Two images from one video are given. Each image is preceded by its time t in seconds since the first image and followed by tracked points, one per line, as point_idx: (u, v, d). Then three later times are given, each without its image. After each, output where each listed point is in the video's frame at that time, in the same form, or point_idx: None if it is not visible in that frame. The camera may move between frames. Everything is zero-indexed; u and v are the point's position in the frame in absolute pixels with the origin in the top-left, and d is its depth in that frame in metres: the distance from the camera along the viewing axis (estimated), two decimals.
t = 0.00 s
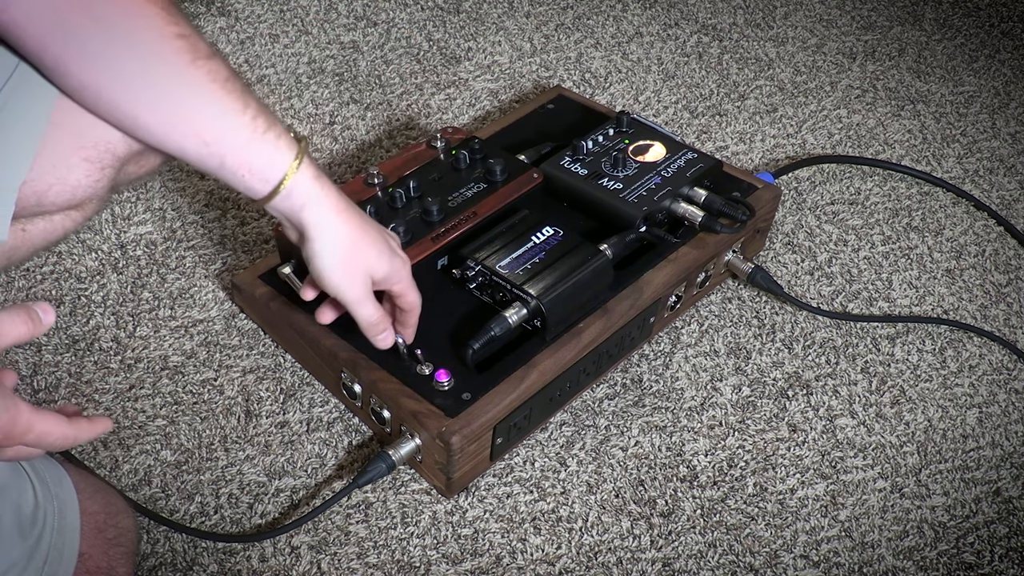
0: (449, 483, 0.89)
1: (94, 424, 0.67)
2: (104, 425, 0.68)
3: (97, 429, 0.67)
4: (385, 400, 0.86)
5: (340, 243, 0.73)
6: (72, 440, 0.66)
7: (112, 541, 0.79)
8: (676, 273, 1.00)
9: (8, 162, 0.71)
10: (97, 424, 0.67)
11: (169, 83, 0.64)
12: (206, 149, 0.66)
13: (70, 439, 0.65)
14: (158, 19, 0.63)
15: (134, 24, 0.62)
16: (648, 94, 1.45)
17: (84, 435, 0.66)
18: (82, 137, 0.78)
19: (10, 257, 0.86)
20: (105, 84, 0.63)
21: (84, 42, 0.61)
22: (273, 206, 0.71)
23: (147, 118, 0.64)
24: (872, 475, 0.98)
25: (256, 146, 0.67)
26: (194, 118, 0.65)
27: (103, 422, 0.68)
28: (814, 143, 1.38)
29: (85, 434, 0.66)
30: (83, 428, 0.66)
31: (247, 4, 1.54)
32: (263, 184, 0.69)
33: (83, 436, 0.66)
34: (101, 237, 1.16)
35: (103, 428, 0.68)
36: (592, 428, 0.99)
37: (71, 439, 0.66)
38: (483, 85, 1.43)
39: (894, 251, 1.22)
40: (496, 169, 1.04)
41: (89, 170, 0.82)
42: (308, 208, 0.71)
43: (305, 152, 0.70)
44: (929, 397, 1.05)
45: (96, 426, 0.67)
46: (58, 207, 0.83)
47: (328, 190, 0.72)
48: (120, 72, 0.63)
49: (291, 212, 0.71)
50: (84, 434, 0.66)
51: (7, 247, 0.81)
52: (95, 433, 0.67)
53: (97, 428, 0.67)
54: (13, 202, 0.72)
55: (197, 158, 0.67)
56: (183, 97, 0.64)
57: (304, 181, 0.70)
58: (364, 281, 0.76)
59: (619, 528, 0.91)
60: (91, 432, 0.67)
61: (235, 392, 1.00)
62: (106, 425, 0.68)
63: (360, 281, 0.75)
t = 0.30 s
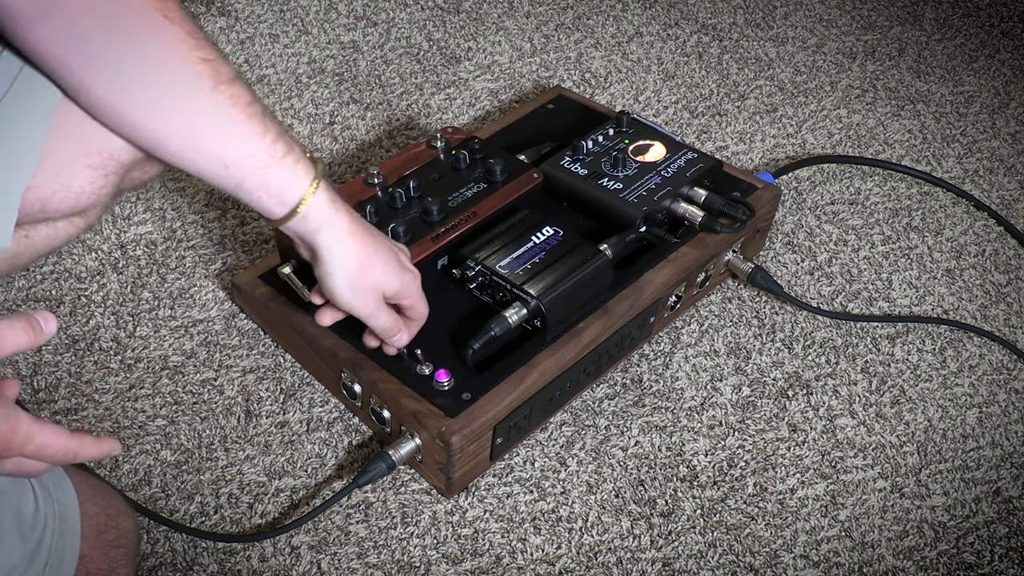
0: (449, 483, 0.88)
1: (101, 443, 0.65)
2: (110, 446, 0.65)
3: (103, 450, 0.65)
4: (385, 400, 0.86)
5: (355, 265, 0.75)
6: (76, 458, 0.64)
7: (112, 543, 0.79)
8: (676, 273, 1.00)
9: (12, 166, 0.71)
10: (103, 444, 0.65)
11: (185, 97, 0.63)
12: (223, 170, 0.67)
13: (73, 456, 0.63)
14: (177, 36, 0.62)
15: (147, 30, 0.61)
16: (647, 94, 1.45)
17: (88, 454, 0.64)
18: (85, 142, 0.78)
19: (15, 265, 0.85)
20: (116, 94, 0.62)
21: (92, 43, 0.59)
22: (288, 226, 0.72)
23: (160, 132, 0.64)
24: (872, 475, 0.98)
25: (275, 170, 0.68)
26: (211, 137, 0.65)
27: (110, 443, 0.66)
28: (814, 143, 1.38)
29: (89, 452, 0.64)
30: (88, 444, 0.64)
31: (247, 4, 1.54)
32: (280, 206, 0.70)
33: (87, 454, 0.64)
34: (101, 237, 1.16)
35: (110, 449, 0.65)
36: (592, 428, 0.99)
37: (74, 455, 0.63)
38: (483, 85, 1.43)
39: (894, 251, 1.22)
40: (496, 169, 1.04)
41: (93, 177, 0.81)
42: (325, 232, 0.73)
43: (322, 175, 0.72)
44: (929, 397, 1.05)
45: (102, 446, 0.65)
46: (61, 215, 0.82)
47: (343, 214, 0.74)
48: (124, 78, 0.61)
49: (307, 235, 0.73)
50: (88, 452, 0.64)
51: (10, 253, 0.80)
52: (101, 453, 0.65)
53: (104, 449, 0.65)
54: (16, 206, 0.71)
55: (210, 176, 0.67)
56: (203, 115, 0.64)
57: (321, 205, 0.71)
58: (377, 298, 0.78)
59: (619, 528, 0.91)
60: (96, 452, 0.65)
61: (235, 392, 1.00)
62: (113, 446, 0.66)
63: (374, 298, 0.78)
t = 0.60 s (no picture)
0: (449, 483, 0.88)
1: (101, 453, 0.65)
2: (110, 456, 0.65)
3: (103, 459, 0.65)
4: (385, 400, 0.86)
5: (363, 270, 0.76)
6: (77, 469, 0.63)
7: (113, 544, 0.80)
8: (676, 273, 1.00)
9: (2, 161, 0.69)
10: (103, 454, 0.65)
11: (206, 99, 0.63)
12: (239, 172, 0.67)
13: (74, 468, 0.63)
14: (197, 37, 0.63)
15: (171, 31, 0.61)
16: (647, 94, 1.45)
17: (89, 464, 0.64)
18: (80, 138, 0.79)
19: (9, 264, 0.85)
20: (134, 92, 0.62)
21: (115, 43, 0.59)
22: (298, 229, 0.73)
23: (176, 130, 0.64)
24: (872, 475, 0.98)
25: (291, 174, 0.69)
26: (229, 139, 0.65)
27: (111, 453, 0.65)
28: (814, 143, 1.38)
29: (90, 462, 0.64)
30: (90, 455, 0.63)
31: (247, 4, 1.54)
32: (294, 210, 0.71)
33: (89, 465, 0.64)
34: (101, 237, 1.16)
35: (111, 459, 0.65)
36: (592, 428, 0.99)
37: (76, 467, 0.63)
38: (483, 85, 1.43)
39: (894, 251, 1.22)
40: (496, 169, 1.04)
41: (85, 172, 0.81)
42: (336, 237, 0.73)
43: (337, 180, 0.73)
44: (929, 397, 1.05)
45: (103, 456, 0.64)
46: (54, 211, 0.82)
47: (355, 220, 0.74)
48: (143, 75, 0.61)
49: (318, 239, 0.74)
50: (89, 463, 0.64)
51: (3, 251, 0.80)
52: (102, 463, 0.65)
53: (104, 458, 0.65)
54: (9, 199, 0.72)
55: (225, 177, 0.67)
56: (223, 116, 0.64)
57: (335, 210, 0.72)
58: (382, 303, 0.79)
59: (619, 528, 0.91)
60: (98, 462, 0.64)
61: (235, 392, 1.00)
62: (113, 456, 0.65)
63: (379, 302, 0.79)
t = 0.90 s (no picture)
0: (451, 471, 0.88)
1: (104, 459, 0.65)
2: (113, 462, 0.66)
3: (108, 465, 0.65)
4: (388, 386, 0.86)
5: (364, 251, 0.74)
6: (81, 476, 0.64)
7: (114, 545, 0.82)
8: (680, 267, 1.00)
9: None
10: (108, 460, 0.65)
11: (197, 80, 0.64)
12: (236, 153, 0.66)
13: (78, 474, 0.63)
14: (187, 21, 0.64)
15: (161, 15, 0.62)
16: (647, 94, 1.44)
17: (93, 471, 0.64)
18: (72, 131, 0.79)
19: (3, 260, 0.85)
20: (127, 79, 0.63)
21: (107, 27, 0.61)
22: (300, 210, 0.71)
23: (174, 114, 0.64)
24: (872, 475, 0.98)
25: (289, 151, 0.68)
26: (224, 120, 0.65)
27: (114, 460, 0.66)
28: (814, 143, 1.38)
29: (94, 468, 0.64)
30: (93, 462, 0.64)
31: (247, 4, 1.54)
32: (294, 189, 0.70)
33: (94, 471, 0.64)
34: (101, 237, 1.16)
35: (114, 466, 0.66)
36: (592, 428, 0.99)
37: (79, 473, 0.63)
38: (483, 85, 1.43)
39: (894, 251, 1.22)
40: (500, 162, 1.04)
41: (79, 164, 0.81)
42: (338, 215, 0.72)
43: (336, 158, 0.71)
44: (929, 397, 1.05)
45: (108, 462, 0.65)
46: (46, 204, 0.82)
47: (356, 199, 0.73)
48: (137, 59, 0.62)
49: (320, 219, 0.72)
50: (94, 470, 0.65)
51: None
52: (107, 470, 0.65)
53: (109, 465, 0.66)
54: None
55: (223, 161, 0.67)
56: (214, 95, 0.64)
57: (335, 187, 0.71)
58: (385, 284, 0.77)
59: (619, 528, 0.91)
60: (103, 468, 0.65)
61: (235, 392, 1.00)
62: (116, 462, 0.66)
63: (382, 285, 0.77)
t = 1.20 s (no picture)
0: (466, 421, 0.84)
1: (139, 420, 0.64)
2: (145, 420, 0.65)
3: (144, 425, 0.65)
4: (407, 327, 0.81)
5: (377, 186, 0.74)
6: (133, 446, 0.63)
7: (116, 544, 0.81)
8: (695, 243, 0.98)
9: None
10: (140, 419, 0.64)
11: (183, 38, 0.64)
12: (240, 101, 0.67)
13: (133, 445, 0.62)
14: None
15: None
16: (647, 94, 1.44)
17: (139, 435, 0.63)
18: (65, 115, 0.79)
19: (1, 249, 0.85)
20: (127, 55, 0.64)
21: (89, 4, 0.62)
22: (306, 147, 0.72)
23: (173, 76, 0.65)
24: (872, 475, 0.98)
25: (285, 91, 0.68)
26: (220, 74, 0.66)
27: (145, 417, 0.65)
28: (814, 143, 1.38)
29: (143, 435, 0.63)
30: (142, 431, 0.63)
31: (247, 4, 1.54)
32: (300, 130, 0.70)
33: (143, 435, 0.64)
34: (101, 237, 1.15)
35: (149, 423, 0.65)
36: (592, 428, 0.99)
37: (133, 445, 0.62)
38: (483, 85, 1.43)
39: (894, 251, 1.23)
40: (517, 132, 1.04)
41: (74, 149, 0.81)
42: (343, 148, 0.72)
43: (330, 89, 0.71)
44: (929, 398, 1.06)
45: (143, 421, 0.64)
46: (44, 192, 0.82)
47: (360, 130, 0.72)
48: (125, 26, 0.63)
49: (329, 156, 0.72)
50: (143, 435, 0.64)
51: None
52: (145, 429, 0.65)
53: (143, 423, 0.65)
54: None
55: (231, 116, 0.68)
56: (203, 48, 0.65)
57: (336, 117, 0.71)
58: (403, 218, 0.76)
59: (619, 528, 0.91)
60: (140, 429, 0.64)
61: (235, 393, 1.00)
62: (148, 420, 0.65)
63: (400, 219, 0.76)
